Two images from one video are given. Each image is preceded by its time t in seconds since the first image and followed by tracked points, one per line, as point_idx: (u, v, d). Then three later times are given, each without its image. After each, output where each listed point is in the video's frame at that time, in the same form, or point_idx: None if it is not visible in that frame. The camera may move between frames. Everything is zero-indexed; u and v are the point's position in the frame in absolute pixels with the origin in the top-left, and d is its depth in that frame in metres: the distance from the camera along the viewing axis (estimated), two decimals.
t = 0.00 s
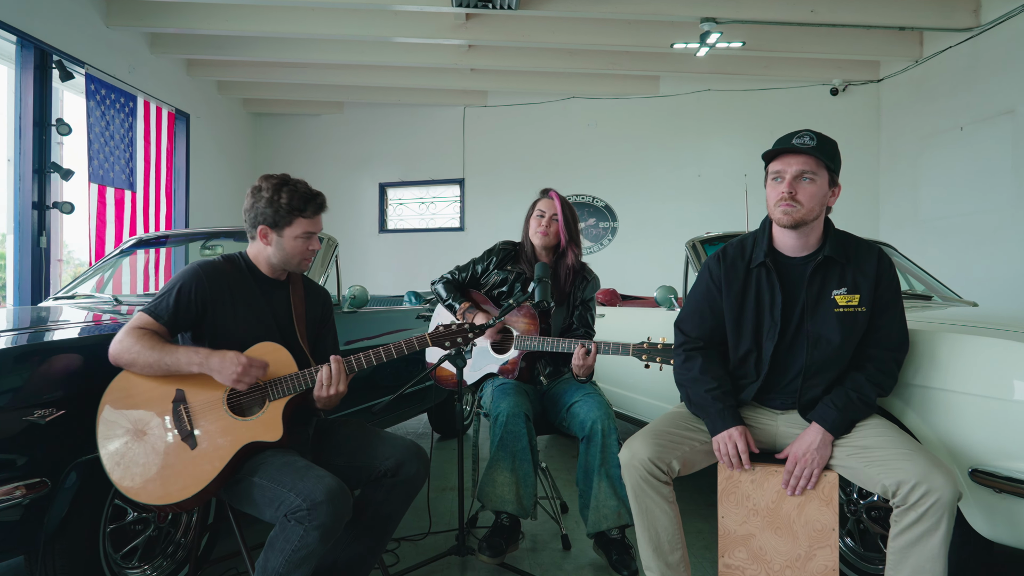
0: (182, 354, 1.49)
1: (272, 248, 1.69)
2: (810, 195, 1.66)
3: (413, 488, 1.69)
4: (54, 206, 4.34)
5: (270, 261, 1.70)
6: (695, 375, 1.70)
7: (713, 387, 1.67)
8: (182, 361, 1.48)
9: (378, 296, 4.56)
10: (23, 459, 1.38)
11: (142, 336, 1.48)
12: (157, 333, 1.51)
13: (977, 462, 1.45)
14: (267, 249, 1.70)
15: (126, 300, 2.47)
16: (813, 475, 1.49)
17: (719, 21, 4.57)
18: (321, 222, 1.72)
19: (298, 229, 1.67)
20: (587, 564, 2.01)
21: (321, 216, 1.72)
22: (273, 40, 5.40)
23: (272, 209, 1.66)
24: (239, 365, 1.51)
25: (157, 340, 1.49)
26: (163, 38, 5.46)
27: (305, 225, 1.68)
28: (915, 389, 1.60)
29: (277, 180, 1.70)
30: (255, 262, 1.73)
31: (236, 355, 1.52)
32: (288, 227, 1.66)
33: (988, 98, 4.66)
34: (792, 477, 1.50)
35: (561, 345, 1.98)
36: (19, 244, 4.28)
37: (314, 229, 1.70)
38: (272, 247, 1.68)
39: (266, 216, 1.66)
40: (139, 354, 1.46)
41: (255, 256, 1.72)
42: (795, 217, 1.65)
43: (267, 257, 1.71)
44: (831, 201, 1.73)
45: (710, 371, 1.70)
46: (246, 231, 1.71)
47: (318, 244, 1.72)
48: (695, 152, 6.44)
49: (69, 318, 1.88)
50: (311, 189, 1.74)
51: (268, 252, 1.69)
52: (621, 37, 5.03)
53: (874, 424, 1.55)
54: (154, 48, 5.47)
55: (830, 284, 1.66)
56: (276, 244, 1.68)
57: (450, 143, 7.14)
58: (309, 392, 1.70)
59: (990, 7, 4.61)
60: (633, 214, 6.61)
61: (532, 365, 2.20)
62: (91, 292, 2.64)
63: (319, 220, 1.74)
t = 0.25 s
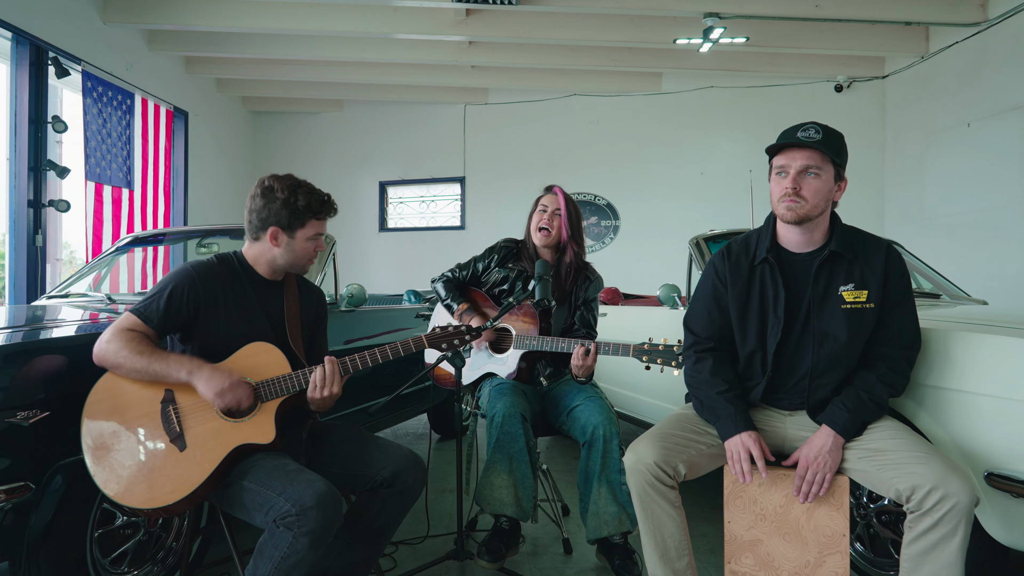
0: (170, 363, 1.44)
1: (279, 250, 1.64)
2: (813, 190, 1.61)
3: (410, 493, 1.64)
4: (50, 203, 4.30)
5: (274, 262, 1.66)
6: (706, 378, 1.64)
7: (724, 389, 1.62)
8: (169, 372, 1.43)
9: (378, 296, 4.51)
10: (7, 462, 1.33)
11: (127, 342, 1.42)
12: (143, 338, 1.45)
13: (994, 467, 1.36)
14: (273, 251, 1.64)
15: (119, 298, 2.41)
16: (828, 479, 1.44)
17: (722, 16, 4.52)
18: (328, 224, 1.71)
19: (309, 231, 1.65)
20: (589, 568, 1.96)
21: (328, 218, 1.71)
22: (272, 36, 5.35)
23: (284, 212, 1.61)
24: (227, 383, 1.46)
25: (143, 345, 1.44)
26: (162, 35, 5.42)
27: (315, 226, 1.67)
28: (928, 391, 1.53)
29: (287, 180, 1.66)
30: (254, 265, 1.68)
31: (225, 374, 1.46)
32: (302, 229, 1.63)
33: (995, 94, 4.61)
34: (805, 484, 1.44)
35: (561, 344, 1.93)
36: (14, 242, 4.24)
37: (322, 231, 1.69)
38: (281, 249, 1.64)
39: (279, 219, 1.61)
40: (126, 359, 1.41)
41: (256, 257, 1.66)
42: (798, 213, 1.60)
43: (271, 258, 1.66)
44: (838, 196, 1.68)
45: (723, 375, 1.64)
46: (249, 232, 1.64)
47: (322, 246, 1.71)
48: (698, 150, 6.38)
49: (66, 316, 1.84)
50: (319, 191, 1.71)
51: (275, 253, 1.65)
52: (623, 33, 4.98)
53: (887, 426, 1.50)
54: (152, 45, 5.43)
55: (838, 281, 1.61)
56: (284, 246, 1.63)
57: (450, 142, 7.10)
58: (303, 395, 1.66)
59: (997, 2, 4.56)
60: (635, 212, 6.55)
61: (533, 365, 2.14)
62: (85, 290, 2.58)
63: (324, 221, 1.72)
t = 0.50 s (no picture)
0: (160, 364, 1.39)
1: (271, 231, 1.63)
2: (823, 182, 1.57)
3: (410, 497, 1.61)
4: (48, 202, 4.28)
5: (265, 245, 1.64)
6: (712, 381, 1.58)
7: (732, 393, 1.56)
8: (159, 373, 1.39)
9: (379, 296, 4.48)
10: None
11: (122, 337, 1.39)
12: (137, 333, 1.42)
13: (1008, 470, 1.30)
14: (265, 232, 1.64)
15: (114, 297, 2.36)
16: (833, 483, 1.39)
17: (726, 13, 4.48)
18: (326, 214, 1.67)
19: (299, 214, 1.62)
20: (592, 573, 1.93)
21: (326, 207, 1.67)
22: (272, 34, 5.33)
23: (277, 193, 1.61)
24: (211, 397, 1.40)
25: (137, 339, 1.40)
26: (163, 33, 5.40)
27: (308, 212, 1.63)
28: (938, 392, 1.47)
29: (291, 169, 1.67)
30: (250, 253, 1.66)
31: (214, 383, 1.41)
32: (290, 211, 1.60)
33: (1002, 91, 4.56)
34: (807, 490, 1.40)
35: (563, 343, 1.90)
36: (13, 241, 4.22)
37: (317, 219, 1.64)
38: (270, 230, 1.63)
39: (271, 198, 1.61)
40: (120, 353, 1.38)
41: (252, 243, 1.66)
42: (808, 207, 1.55)
43: (264, 241, 1.64)
44: (846, 190, 1.63)
45: (730, 376, 1.59)
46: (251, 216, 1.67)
47: (318, 236, 1.66)
48: (702, 149, 6.34)
49: (65, 315, 1.82)
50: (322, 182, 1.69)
51: (266, 235, 1.63)
52: (626, 31, 4.95)
53: (897, 427, 1.46)
54: (153, 43, 5.41)
55: (846, 279, 1.57)
56: (275, 227, 1.62)
57: (452, 141, 7.07)
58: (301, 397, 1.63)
59: None
60: (638, 212, 6.51)
61: (534, 365, 2.09)
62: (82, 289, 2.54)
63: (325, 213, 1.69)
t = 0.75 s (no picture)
0: (167, 357, 1.38)
1: (295, 234, 1.62)
2: (828, 191, 1.54)
3: (412, 502, 1.59)
4: (50, 202, 4.28)
5: (289, 248, 1.63)
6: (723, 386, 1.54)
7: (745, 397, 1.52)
8: (165, 366, 1.38)
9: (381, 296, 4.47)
10: None
11: (134, 325, 1.38)
12: (149, 322, 1.41)
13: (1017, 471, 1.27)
14: (290, 235, 1.62)
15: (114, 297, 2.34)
16: (842, 477, 1.38)
17: (729, 11, 4.46)
18: (352, 224, 1.64)
19: (325, 220, 1.59)
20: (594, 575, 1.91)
21: (353, 216, 1.63)
22: (274, 34, 5.33)
23: (306, 198, 1.60)
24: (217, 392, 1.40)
25: (149, 328, 1.40)
26: (165, 33, 5.41)
27: (333, 220, 1.60)
28: (945, 392, 1.44)
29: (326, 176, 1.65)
30: (273, 254, 1.66)
31: (219, 380, 1.41)
32: (316, 217, 1.58)
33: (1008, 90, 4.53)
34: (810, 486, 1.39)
35: (567, 343, 1.87)
36: (15, 240, 4.22)
37: (341, 228, 1.61)
38: (295, 233, 1.61)
39: (299, 204, 1.60)
40: (132, 340, 1.37)
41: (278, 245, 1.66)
42: (814, 216, 1.53)
43: (288, 245, 1.63)
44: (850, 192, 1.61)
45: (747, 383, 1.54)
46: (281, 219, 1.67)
47: (341, 245, 1.63)
48: (705, 148, 6.32)
49: (66, 314, 1.81)
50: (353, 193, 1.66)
51: (290, 238, 1.62)
52: (629, 30, 4.93)
53: (903, 428, 1.44)
54: (155, 43, 5.42)
55: (854, 278, 1.55)
56: (300, 231, 1.61)
57: (454, 141, 7.06)
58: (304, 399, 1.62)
59: None
60: (641, 212, 6.49)
61: (535, 364, 2.08)
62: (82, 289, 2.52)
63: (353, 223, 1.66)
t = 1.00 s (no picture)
0: (176, 341, 1.40)
1: (310, 242, 1.63)
2: (831, 184, 1.55)
3: (413, 504, 1.60)
4: (53, 204, 4.30)
5: (301, 254, 1.64)
6: (715, 387, 1.58)
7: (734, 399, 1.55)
8: (176, 350, 1.40)
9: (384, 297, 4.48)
10: None
11: (142, 315, 1.39)
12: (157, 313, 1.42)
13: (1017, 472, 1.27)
14: (305, 243, 1.64)
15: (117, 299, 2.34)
16: (845, 480, 1.39)
17: (730, 13, 4.47)
18: (368, 239, 1.65)
19: (341, 234, 1.61)
20: None
21: (369, 232, 1.65)
22: (277, 36, 5.35)
23: (324, 209, 1.61)
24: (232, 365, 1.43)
25: (157, 318, 1.41)
26: (168, 35, 5.43)
27: (349, 234, 1.62)
28: (945, 393, 1.45)
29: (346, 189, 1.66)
30: (284, 258, 1.68)
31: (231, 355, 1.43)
32: (333, 230, 1.60)
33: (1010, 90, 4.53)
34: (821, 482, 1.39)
35: (570, 344, 1.88)
36: (19, 242, 4.24)
37: (356, 243, 1.63)
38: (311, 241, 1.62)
39: (317, 213, 1.61)
40: (140, 332, 1.38)
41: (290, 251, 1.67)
42: (815, 208, 1.54)
43: (301, 251, 1.64)
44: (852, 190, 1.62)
45: (733, 381, 1.59)
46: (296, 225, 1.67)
47: (354, 258, 1.65)
48: (706, 149, 6.32)
49: (70, 316, 1.81)
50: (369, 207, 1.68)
51: (304, 246, 1.63)
52: (631, 31, 4.94)
53: (905, 429, 1.44)
54: (158, 45, 5.44)
55: (856, 279, 1.55)
56: (315, 242, 1.62)
57: (456, 142, 7.07)
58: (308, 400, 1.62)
59: None
60: (643, 213, 6.50)
61: (536, 367, 2.09)
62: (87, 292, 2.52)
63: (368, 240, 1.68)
